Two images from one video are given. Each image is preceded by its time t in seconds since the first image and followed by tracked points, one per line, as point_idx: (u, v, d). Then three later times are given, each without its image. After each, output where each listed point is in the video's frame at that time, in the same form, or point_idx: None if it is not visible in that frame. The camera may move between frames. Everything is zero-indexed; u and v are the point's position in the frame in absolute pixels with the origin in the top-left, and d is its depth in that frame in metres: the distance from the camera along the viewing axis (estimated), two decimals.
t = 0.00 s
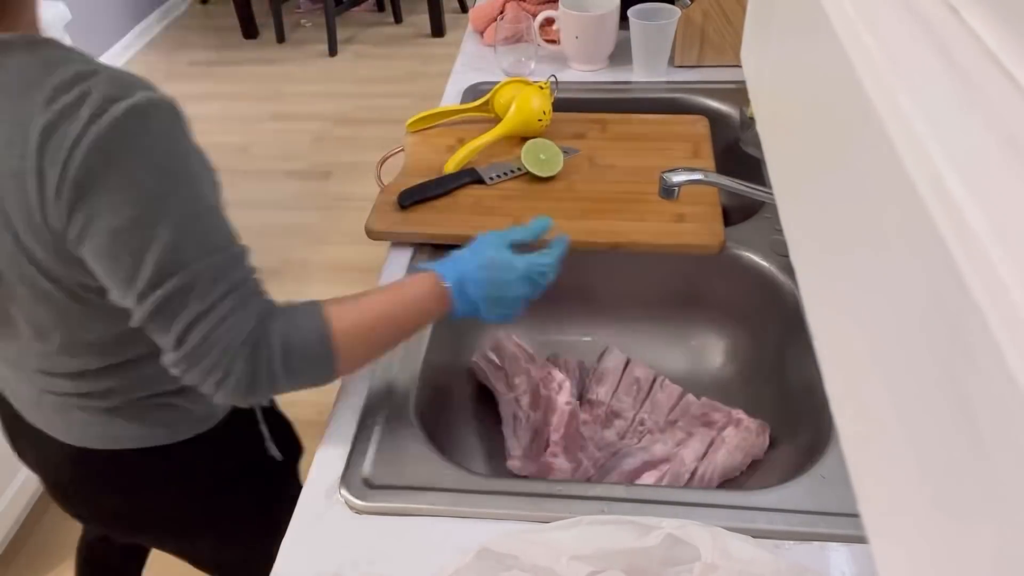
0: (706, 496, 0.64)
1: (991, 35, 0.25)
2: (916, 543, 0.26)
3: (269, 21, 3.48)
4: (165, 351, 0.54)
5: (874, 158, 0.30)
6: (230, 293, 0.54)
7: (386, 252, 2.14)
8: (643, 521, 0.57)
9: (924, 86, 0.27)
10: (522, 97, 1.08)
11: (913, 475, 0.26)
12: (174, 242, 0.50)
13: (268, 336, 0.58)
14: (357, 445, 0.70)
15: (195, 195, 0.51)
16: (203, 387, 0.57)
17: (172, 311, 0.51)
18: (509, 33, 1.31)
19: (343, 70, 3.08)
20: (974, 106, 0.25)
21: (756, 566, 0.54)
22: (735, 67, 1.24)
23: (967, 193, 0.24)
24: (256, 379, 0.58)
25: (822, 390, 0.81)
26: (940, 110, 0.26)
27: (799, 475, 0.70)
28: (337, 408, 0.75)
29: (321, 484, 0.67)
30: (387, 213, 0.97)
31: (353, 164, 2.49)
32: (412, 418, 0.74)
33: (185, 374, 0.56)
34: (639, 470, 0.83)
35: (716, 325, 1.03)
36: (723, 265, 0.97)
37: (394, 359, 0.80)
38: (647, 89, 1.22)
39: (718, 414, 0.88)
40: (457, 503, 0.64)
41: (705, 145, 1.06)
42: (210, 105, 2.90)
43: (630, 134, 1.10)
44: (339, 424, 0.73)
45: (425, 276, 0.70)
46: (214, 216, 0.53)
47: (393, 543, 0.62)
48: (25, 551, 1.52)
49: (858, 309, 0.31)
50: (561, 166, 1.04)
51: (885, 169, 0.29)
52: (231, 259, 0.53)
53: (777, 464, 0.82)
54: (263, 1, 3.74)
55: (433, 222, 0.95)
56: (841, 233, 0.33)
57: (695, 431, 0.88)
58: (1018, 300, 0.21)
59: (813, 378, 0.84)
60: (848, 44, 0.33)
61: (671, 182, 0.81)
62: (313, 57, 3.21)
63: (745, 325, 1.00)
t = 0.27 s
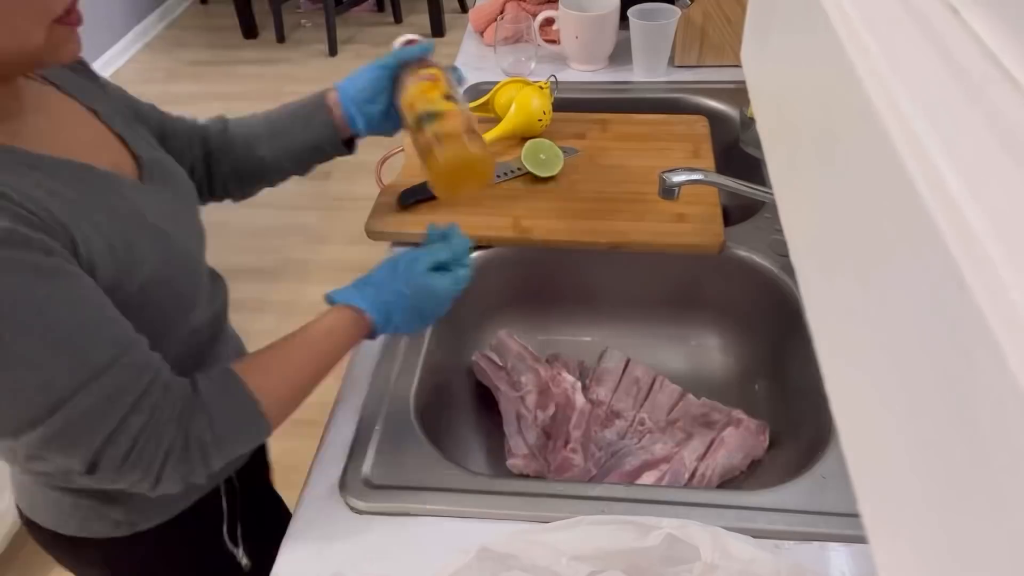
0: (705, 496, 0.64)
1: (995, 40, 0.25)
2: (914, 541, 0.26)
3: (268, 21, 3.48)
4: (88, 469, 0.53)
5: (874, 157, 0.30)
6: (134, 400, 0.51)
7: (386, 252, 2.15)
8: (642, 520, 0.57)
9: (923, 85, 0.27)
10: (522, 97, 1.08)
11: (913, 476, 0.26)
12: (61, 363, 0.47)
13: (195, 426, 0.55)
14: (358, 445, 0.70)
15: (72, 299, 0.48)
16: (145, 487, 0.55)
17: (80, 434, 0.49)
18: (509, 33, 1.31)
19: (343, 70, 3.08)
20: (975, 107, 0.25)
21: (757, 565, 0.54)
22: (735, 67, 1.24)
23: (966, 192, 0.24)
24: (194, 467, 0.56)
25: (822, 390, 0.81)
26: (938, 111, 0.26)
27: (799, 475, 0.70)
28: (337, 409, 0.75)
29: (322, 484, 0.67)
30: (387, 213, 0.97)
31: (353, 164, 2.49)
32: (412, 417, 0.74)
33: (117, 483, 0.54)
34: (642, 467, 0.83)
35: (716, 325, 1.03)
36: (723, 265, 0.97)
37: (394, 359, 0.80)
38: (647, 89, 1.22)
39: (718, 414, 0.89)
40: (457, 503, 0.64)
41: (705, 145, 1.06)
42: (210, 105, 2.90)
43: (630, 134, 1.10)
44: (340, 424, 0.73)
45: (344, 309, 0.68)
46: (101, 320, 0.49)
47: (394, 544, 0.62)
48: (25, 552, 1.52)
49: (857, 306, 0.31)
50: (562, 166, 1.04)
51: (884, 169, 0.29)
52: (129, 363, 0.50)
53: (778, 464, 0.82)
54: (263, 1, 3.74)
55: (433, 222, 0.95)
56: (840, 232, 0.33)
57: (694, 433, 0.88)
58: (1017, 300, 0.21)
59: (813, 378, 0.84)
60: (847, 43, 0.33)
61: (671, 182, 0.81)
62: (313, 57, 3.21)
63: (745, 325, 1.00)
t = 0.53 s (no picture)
0: (705, 495, 0.64)
1: (993, 36, 0.25)
2: (915, 543, 0.26)
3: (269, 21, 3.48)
4: (201, 413, 0.62)
5: (874, 157, 0.30)
6: (235, 351, 0.60)
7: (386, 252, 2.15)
8: (642, 520, 0.57)
9: (923, 86, 0.27)
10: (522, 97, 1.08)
11: (913, 476, 0.26)
12: (170, 320, 0.56)
13: (291, 377, 0.64)
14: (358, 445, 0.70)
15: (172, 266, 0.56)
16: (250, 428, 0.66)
17: (190, 383, 0.58)
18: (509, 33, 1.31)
19: (343, 70, 3.08)
20: (977, 106, 0.25)
21: (757, 565, 0.54)
22: (735, 67, 1.24)
23: (966, 192, 0.24)
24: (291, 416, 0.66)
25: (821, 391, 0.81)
26: (939, 110, 0.26)
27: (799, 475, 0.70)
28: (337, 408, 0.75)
29: (322, 484, 0.67)
30: (387, 213, 0.97)
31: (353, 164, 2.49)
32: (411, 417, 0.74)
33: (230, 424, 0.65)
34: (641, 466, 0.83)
35: (716, 325, 1.03)
36: (723, 265, 0.97)
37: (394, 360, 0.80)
38: (647, 89, 1.22)
39: (718, 414, 0.89)
40: (457, 503, 0.64)
41: (705, 145, 1.06)
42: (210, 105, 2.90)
43: (630, 134, 1.10)
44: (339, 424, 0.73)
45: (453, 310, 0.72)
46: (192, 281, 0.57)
47: (393, 543, 0.62)
48: (26, 551, 1.52)
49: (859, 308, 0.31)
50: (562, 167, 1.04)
51: (885, 168, 0.29)
52: (227, 316, 0.59)
53: (777, 464, 0.82)
54: (263, 1, 3.74)
55: (433, 222, 0.95)
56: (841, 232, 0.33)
57: (694, 432, 0.88)
58: (1017, 299, 0.21)
59: (812, 378, 0.84)
60: (847, 43, 0.33)
61: (671, 182, 0.81)
62: (313, 57, 3.21)
63: (745, 325, 1.00)
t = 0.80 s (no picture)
0: (705, 495, 0.64)
1: (991, 36, 0.25)
2: (915, 544, 0.26)
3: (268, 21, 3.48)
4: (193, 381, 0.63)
5: (874, 158, 0.30)
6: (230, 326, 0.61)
7: (386, 253, 2.15)
8: (642, 521, 0.57)
9: (923, 86, 0.27)
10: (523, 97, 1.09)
11: (913, 477, 0.26)
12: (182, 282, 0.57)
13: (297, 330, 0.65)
14: (358, 445, 0.70)
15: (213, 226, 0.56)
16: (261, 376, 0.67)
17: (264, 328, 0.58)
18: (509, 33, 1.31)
19: (343, 70, 3.07)
20: (975, 106, 0.25)
21: (757, 565, 0.54)
22: (735, 67, 1.25)
23: (966, 192, 0.24)
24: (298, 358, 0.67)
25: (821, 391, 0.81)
26: (938, 110, 0.26)
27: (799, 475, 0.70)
28: (337, 408, 0.75)
29: (322, 483, 0.67)
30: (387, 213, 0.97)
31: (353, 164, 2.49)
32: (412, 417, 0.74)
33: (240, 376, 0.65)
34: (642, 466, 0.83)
35: (716, 325, 1.03)
36: (723, 265, 0.97)
37: (395, 360, 0.80)
38: (647, 89, 1.22)
39: (718, 414, 0.89)
40: (457, 503, 0.64)
41: (705, 145, 1.06)
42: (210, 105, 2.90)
43: (631, 134, 1.10)
44: (340, 423, 0.73)
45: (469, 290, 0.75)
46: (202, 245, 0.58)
47: (393, 544, 0.62)
48: (26, 551, 1.52)
49: (859, 308, 0.31)
50: (562, 167, 1.04)
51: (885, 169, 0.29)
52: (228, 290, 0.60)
53: (777, 464, 0.82)
54: (263, 2, 3.74)
55: (433, 222, 0.95)
56: (841, 232, 0.33)
57: (694, 433, 0.88)
58: (1018, 300, 0.21)
59: (813, 379, 0.84)
60: (848, 43, 0.33)
61: (671, 182, 0.82)
62: (313, 57, 3.21)
63: (745, 325, 1.00)
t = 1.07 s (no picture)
0: (705, 495, 0.64)
1: (991, 36, 0.25)
2: (915, 544, 0.26)
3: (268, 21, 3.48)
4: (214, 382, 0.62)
5: (875, 157, 0.30)
6: (251, 319, 0.60)
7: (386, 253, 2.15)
8: (642, 521, 0.57)
9: (923, 85, 0.27)
10: (522, 96, 1.09)
11: (912, 477, 0.26)
12: (190, 287, 0.55)
13: (305, 346, 0.64)
14: (358, 445, 0.70)
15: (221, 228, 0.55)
16: (260, 400, 0.65)
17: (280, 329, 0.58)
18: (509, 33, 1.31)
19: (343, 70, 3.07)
20: (976, 106, 0.25)
21: (756, 565, 0.54)
22: (735, 67, 1.25)
23: (967, 192, 0.24)
24: (304, 387, 0.65)
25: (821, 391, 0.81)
26: (939, 110, 0.26)
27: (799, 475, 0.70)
28: (337, 408, 0.75)
29: (322, 484, 0.67)
30: (387, 213, 0.97)
31: (353, 164, 2.49)
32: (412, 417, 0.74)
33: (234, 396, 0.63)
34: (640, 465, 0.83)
35: (716, 325, 1.03)
36: (723, 265, 0.97)
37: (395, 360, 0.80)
38: (647, 89, 1.22)
39: (718, 414, 0.89)
40: (457, 503, 0.64)
41: (705, 145, 1.06)
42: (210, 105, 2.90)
43: (631, 134, 1.10)
44: (340, 423, 0.73)
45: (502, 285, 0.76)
46: (218, 252, 0.57)
47: (393, 543, 0.62)
48: (26, 551, 1.52)
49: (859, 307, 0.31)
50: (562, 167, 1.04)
51: (885, 169, 0.29)
52: (245, 287, 0.59)
53: (777, 463, 0.82)
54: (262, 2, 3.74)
55: (434, 222, 0.95)
56: (841, 231, 0.33)
57: (694, 432, 0.88)
58: (1018, 300, 0.21)
59: (812, 379, 0.84)
60: (848, 43, 0.33)
61: (671, 182, 0.81)
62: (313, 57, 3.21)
63: (745, 325, 1.00)
